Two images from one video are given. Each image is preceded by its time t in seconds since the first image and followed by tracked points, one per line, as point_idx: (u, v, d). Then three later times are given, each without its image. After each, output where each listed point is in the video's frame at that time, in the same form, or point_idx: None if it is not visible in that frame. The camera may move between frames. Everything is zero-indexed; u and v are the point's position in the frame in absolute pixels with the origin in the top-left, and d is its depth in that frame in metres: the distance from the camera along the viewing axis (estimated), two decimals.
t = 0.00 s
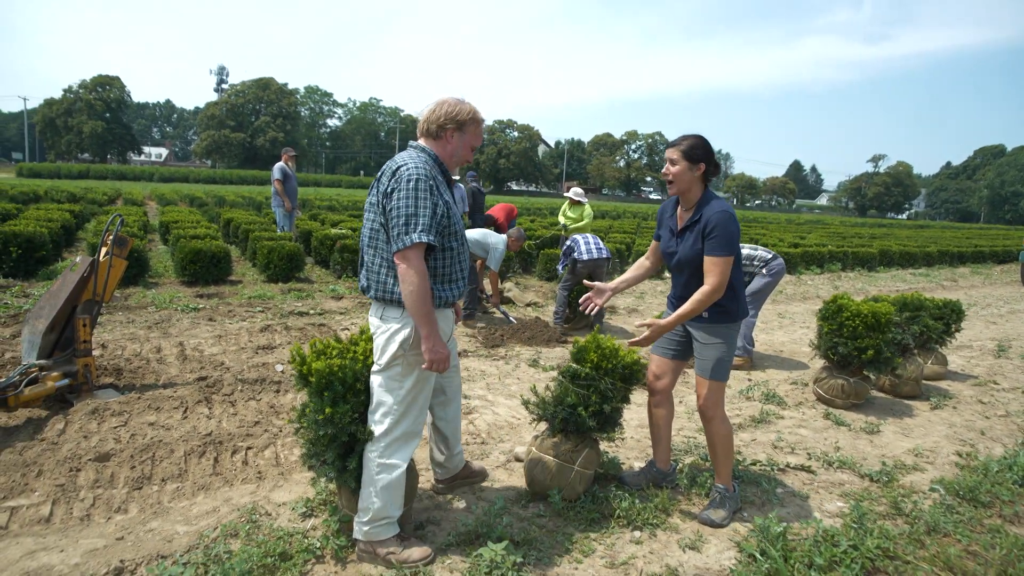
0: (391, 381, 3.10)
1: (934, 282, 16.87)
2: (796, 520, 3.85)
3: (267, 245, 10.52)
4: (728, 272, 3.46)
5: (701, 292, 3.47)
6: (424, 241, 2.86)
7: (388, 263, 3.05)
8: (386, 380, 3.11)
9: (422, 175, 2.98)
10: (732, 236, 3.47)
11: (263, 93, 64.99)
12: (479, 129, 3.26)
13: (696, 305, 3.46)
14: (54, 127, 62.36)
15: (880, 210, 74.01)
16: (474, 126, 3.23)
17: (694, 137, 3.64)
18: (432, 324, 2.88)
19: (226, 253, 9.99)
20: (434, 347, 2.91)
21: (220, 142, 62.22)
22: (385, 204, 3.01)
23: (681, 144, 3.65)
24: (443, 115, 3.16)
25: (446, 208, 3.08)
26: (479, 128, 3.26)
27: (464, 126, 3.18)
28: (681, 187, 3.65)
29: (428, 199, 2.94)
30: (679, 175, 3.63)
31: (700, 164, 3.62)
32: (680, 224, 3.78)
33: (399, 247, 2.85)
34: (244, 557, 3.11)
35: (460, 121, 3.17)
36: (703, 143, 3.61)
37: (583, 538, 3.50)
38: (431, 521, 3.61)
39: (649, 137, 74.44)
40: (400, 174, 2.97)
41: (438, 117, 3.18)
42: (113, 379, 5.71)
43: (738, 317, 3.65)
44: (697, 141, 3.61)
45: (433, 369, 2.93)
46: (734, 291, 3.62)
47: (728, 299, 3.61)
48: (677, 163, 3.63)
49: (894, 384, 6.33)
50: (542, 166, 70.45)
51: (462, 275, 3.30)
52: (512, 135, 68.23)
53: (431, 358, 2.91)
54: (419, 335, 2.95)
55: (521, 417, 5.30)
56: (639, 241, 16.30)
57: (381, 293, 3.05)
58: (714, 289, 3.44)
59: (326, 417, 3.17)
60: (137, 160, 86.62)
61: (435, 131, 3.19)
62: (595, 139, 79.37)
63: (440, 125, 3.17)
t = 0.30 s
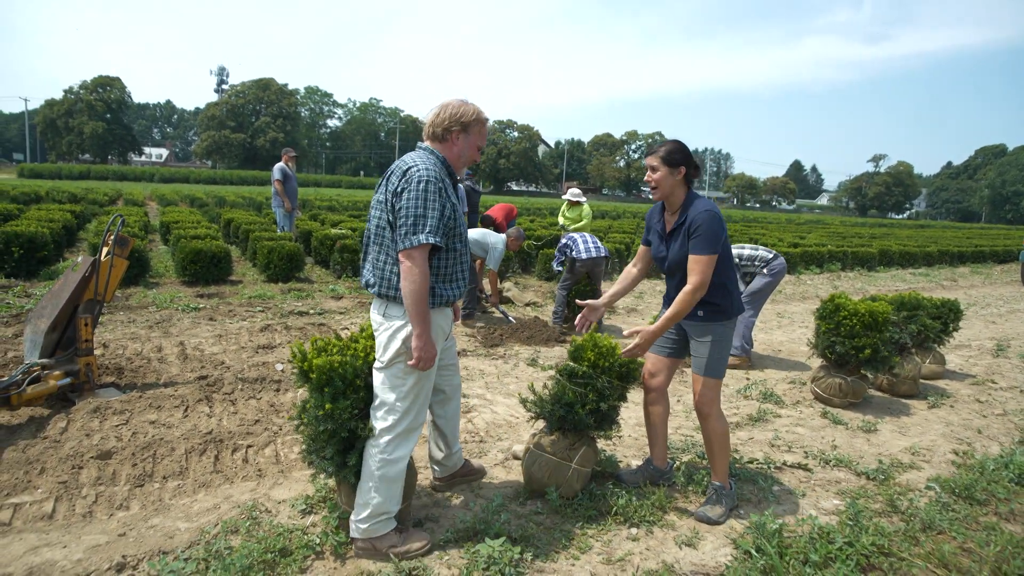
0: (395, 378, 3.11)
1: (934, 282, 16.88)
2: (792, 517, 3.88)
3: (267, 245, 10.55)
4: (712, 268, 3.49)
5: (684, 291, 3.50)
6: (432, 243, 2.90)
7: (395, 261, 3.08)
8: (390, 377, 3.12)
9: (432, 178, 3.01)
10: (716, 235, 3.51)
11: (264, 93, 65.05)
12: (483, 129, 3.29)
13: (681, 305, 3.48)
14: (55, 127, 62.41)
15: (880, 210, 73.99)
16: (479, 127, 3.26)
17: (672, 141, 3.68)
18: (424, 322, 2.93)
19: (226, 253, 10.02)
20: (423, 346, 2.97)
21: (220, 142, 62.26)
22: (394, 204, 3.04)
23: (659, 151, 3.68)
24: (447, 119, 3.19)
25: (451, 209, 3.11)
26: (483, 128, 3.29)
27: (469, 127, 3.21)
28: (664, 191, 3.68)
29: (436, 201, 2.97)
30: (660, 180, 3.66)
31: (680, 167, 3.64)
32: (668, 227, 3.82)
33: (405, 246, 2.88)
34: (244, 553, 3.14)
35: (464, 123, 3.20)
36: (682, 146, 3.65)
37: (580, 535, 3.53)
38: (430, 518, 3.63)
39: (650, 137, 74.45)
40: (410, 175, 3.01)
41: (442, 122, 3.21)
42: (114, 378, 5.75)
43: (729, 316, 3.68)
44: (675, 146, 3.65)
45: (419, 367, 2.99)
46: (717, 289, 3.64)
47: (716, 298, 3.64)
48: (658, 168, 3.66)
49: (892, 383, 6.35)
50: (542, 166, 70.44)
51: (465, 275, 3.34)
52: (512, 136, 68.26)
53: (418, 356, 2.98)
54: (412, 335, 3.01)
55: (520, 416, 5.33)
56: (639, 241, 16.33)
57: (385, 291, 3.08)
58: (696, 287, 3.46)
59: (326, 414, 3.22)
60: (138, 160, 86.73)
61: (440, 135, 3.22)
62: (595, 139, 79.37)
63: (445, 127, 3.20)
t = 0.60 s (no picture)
0: (404, 379, 3.11)
1: (935, 282, 16.88)
2: (795, 517, 3.88)
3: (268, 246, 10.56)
4: (714, 265, 3.50)
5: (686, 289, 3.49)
6: (444, 239, 2.90)
7: (406, 263, 3.09)
8: (400, 378, 3.12)
9: (436, 176, 3.02)
10: (714, 232, 3.52)
11: (265, 94, 65.08)
12: (475, 125, 3.29)
13: (684, 303, 3.48)
14: (56, 128, 62.43)
15: (881, 210, 73.96)
16: (471, 123, 3.25)
17: (663, 143, 3.69)
18: (452, 321, 2.92)
19: (228, 254, 10.03)
20: (456, 343, 2.94)
21: (221, 143, 62.31)
22: (401, 205, 3.04)
23: (652, 154, 3.69)
24: (438, 118, 3.20)
25: (459, 207, 3.12)
26: (475, 124, 3.29)
27: (461, 125, 3.21)
28: (661, 192, 3.69)
29: (445, 199, 2.98)
30: (658, 181, 3.67)
31: (675, 168, 3.65)
32: (666, 228, 3.83)
33: (419, 246, 2.89)
34: (248, 554, 3.15)
35: (456, 121, 3.20)
36: (675, 148, 3.66)
37: (584, 536, 3.53)
38: (433, 520, 3.64)
39: (650, 137, 74.47)
40: (415, 175, 3.02)
41: (434, 122, 3.22)
42: (117, 379, 5.76)
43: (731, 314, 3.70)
44: (667, 148, 3.66)
45: (455, 365, 2.94)
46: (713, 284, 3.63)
47: (718, 297, 3.65)
48: (654, 170, 3.67)
49: (893, 383, 6.35)
50: (543, 166, 70.42)
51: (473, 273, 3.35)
52: (513, 136, 68.29)
53: (453, 355, 2.93)
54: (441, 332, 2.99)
55: (522, 417, 5.34)
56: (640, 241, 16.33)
57: (398, 293, 3.07)
58: (699, 284, 3.46)
59: (330, 416, 3.22)
60: (139, 160, 86.78)
61: (433, 135, 3.22)
62: (596, 139, 79.36)
63: (439, 127, 3.20)
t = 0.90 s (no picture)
0: (394, 382, 3.07)
1: (927, 280, 16.97)
2: (794, 516, 3.87)
3: (262, 246, 10.48)
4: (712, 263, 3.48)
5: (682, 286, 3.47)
6: (444, 238, 2.88)
7: (401, 264, 3.05)
8: (390, 382, 3.07)
9: (434, 174, 2.99)
10: (711, 230, 3.51)
11: (258, 93, 64.83)
12: (470, 124, 3.23)
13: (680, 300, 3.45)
14: (47, 128, 61.90)
15: (873, 209, 74.34)
16: (466, 122, 3.20)
17: (659, 141, 3.66)
18: (454, 323, 2.91)
19: (222, 255, 9.96)
20: (457, 343, 2.92)
21: (214, 142, 62.01)
22: (398, 203, 3.00)
23: (648, 153, 3.66)
24: (433, 118, 3.14)
25: (457, 206, 3.09)
26: (470, 123, 3.23)
27: (456, 124, 3.16)
28: (658, 191, 3.67)
29: (444, 197, 2.95)
30: (655, 179, 3.65)
31: (672, 166, 3.63)
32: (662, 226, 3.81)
33: (419, 244, 2.85)
34: (245, 560, 3.11)
35: (451, 120, 3.15)
36: (671, 146, 3.64)
37: (584, 537, 3.50)
38: (433, 522, 3.61)
39: (644, 137, 74.60)
40: (413, 173, 2.98)
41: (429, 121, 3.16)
42: (109, 382, 5.69)
43: (728, 313, 3.68)
44: (663, 147, 3.63)
45: (456, 366, 2.93)
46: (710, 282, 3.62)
47: (715, 295, 3.63)
48: (651, 169, 3.64)
49: (889, 381, 6.36)
50: (537, 166, 70.42)
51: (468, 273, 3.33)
52: (507, 135, 68.27)
53: (454, 355, 2.91)
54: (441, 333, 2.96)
55: (521, 417, 5.31)
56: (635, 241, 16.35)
57: (392, 295, 3.02)
58: (694, 282, 3.44)
59: (328, 418, 3.19)
60: (131, 160, 86.35)
61: (429, 134, 3.17)
62: (590, 139, 79.43)
63: (434, 126, 3.15)
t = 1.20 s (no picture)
0: (370, 392, 3.01)
1: (902, 279, 17.29)
2: (781, 515, 3.89)
3: (242, 249, 10.32)
4: (698, 262, 3.49)
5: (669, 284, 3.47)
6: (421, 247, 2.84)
7: (374, 268, 2.99)
8: (365, 391, 3.02)
9: (415, 180, 2.95)
10: (697, 229, 3.51)
11: (234, 94, 64.04)
12: (445, 118, 3.14)
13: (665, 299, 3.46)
14: (17, 131, 60.52)
15: (848, 210, 75.55)
16: (441, 119, 3.12)
17: (647, 140, 3.67)
18: (416, 330, 2.84)
19: (200, 258, 9.78)
20: (417, 358, 2.88)
21: (190, 144, 61.13)
22: (376, 207, 2.95)
23: (635, 153, 3.66)
24: (409, 124, 3.08)
25: (436, 214, 3.06)
26: (444, 116, 3.13)
27: (431, 124, 3.08)
28: (645, 190, 3.67)
29: (424, 205, 2.91)
30: (642, 178, 3.65)
31: (659, 166, 3.63)
32: (648, 226, 3.81)
33: (393, 251, 2.80)
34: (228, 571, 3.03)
35: (426, 122, 3.07)
36: (658, 145, 3.64)
37: (573, 540, 3.48)
38: (420, 528, 3.56)
39: (624, 139, 75.10)
40: (394, 177, 2.94)
41: (405, 127, 3.10)
42: (84, 390, 5.55)
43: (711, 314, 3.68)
44: (649, 146, 3.63)
45: (412, 380, 2.89)
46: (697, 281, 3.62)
47: (698, 295, 3.63)
48: (638, 168, 3.65)
49: (869, 379, 6.45)
50: (518, 167, 70.46)
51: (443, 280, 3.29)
52: (488, 138, 68.30)
53: (412, 369, 2.87)
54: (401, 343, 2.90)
55: (506, 420, 5.27)
56: (617, 242, 16.41)
57: (362, 298, 2.97)
58: (682, 280, 3.45)
59: (307, 430, 3.15)
60: (103, 162, 84.74)
61: (408, 141, 3.12)
62: (570, 142, 79.70)
63: (412, 131, 3.09)
